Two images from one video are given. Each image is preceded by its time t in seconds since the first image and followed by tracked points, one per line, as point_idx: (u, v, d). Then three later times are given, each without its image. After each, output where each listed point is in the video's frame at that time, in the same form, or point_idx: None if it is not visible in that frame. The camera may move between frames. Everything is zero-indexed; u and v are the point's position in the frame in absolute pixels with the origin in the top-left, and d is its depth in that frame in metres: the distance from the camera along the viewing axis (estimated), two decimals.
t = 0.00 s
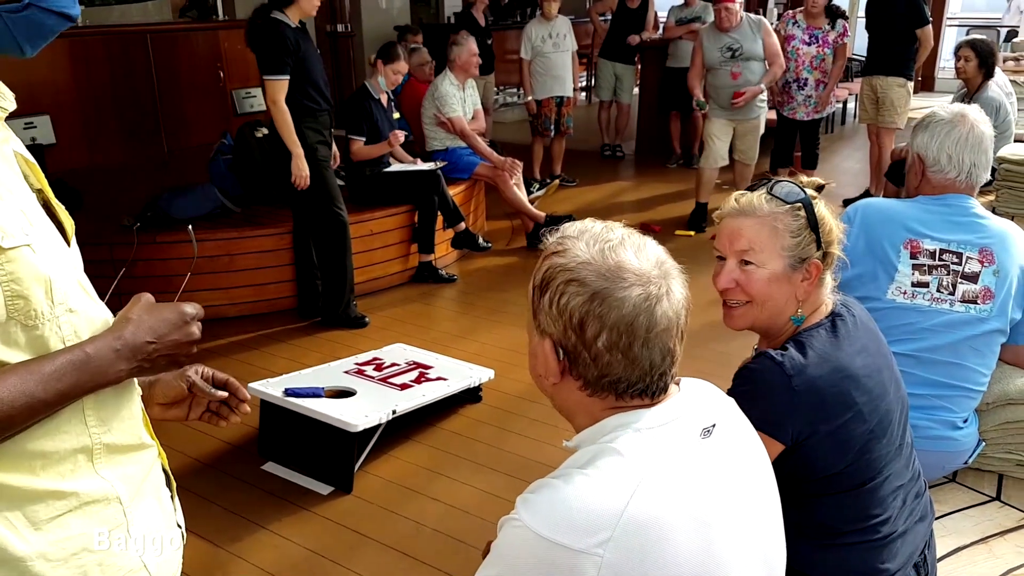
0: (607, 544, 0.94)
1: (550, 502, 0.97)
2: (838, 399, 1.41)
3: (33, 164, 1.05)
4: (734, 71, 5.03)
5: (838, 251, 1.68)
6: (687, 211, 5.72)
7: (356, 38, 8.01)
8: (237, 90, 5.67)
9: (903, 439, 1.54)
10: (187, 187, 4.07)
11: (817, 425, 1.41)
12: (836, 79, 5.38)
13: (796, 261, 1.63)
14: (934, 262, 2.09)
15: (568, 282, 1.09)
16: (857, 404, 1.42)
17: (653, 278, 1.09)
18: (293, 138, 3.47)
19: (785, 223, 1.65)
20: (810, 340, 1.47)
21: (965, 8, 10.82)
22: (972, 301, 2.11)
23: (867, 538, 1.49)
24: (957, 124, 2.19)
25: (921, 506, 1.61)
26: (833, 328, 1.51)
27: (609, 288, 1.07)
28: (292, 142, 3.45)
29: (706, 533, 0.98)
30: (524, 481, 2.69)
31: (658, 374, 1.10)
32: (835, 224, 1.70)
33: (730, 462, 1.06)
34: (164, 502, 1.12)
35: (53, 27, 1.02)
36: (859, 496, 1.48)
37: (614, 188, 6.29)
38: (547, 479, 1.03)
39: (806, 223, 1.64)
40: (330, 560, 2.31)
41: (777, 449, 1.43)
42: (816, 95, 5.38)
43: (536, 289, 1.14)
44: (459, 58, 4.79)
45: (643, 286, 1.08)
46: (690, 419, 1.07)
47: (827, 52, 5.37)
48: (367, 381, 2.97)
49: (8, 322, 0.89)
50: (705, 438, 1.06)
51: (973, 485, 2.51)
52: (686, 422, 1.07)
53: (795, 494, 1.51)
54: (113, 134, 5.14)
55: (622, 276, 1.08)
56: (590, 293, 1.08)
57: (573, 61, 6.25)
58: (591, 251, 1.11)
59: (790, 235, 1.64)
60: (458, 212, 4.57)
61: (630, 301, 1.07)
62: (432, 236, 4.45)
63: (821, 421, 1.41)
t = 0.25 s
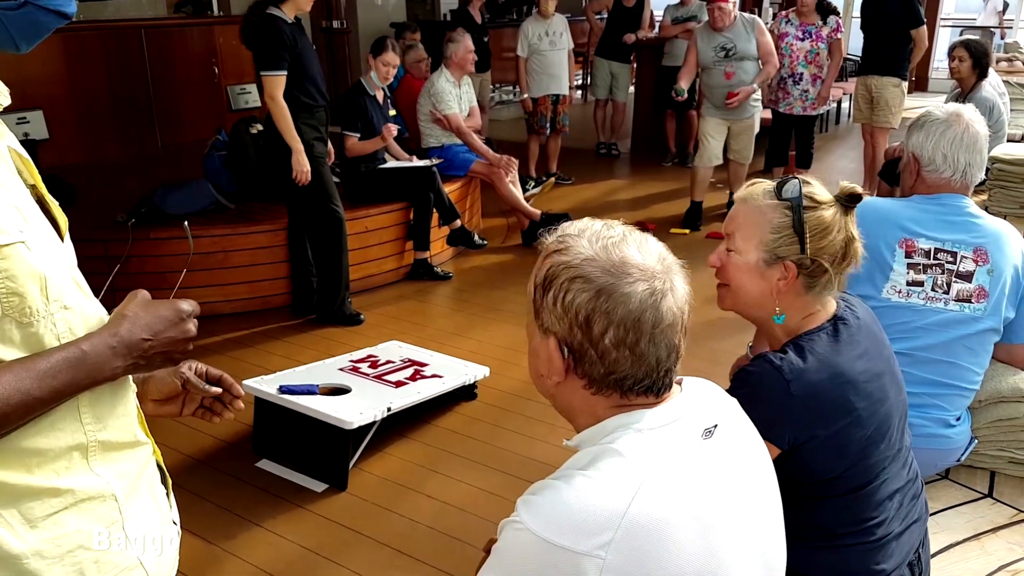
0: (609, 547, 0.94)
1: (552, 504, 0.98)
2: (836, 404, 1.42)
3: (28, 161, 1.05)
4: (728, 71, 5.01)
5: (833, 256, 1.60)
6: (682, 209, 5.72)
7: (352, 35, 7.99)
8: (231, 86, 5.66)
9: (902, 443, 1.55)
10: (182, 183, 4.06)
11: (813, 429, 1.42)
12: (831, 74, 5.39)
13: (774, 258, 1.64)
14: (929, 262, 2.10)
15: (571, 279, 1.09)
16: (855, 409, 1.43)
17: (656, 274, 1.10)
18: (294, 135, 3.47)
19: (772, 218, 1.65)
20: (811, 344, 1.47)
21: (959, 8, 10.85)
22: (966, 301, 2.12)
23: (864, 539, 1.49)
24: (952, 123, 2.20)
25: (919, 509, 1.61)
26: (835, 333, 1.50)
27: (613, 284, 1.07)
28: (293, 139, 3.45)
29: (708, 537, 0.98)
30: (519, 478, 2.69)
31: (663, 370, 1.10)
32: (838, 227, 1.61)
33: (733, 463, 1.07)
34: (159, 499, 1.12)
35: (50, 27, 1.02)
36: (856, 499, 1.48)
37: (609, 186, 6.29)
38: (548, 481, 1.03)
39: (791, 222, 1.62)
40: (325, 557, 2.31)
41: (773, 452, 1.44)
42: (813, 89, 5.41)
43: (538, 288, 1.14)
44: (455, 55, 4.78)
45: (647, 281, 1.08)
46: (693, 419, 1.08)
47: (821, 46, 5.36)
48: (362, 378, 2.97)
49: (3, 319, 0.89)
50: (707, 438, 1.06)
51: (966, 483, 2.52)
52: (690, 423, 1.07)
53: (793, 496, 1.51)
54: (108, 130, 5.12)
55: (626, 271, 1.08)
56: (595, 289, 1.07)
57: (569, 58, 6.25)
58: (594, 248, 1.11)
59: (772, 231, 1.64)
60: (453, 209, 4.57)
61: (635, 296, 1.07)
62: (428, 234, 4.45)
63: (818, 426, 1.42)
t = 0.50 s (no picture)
0: (615, 546, 0.94)
1: (558, 505, 0.98)
2: (825, 402, 1.43)
3: (23, 164, 1.05)
4: (718, 71, 4.99)
5: (792, 251, 1.59)
6: (677, 207, 5.73)
7: (345, 35, 7.98)
8: (225, 87, 5.64)
9: (900, 442, 1.55)
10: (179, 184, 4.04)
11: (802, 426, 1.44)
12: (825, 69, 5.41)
13: (743, 250, 1.70)
14: (925, 260, 2.10)
15: (642, 292, 1.08)
16: (846, 408, 1.44)
17: (710, 291, 1.13)
18: (289, 135, 3.46)
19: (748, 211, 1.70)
20: (806, 343, 1.48)
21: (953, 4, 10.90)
22: (963, 298, 2.13)
23: (862, 538, 1.49)
24: (948, 121, 2.21)
25: (919, 507, 1.61)
26: (830, 332, 1.51)
27: (681, 300, 1.09)
28: (288, 139, 3.44)
29: (710, 538, 0.98)
30: (517, 478, 2.69)
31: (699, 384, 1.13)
32: (802, 224, 1.59)
33: (738, 462, 1.08)
34: (160, 500, 1.12)
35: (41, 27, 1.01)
36: (852, 497, 1.48)
37: (604, 185, 6.29)
38: (551, 480, 1.03)
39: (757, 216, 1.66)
40: (323, 558, 2.30)
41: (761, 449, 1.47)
42: (807, 82, 5.40)
43: (593, 290, 1.11)
44: (450, 55, 4.77)
45: (706, 299, 1.12)
46: (697, 419, 1.09)
47: (813, 40, 5.38)
48: (358, 379, 2.97)
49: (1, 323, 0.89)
50: (710, 439, 1.07)
51: (962, 480, 2.53)
52: (695, 422, 1.08)
53: (788, 493, 1.53)
54: (101, 132, 5.10)
55: (691, 287, 1.10)
56: (667, 305, 1.08)
57: (563, 58, 6.25)
58: (659, 259, 1.11)
59: (743, 224, 1.70)
60: (448, 209, 4.54)
61: (699, 314, 1.10)
62: (423, 234, 4.44)
63: (806, 423, 1.44)
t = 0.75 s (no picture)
0: (614, 539, 0.94)
1: (558, 499, 0.97)
2: (814, 393, 1.42)
3: (18, 159, 1.04)
4: (715, 73, 4.99)
5: (778, 243, 1.59)
6: (676, 206, 5.72)
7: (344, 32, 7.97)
8: (224, 84, 5.64)
9: (893, 435, 1.53)
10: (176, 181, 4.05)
11: (792, 417, 1.43)
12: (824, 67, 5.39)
13: (734, 244, 1.70)
14: (924, 259, 2.10)
15: (653, 292, 1.08)
16: (835, 398, 1.43)
17: (717, 291, 1.13)
18: (286, 131, 3.46)
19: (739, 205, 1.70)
20: (795, 335, 1.47)
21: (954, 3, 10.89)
22: (961, 297, 2.13)
23: (855, 532, 1.48)
24: (951, 119, 2.21)
25: (912, 500, 1.60)
26: (820, 325, 1.50)
27: (690, 301, 1.09)
28: (286, 136, 3.45)
29: (700, 531, 0.97)
30: (515, 476, 2.69)
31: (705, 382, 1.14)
32: (786, 218, 1.59)
33: (738, 458, 1.07)
34: (154, 498, 1.11)
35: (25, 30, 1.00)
36: (843, 489, 1.47)
37: (603, 183, 6.29)
38: (551, 473, 1.03)
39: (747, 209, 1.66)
40: (320, 555, 2.30)
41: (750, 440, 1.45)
42: (806, 81, 5.40)
43: (604, 288, 1.10)
44: (449, 53, 4.76)
45: (716, 302, 1.12)
46: (698, 416, 1.08)
47: (813, 38, 5.36)
48: (356, 377, 2.96)
49: None
50: (711, 436, 1.06)
51: (960, 479, 2.53)
52: (695, 419, 1.08)
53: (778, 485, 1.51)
54: (99, 128, 5.09)
55: (699, 289, 1.10)
56: (675, 306, 1.08)
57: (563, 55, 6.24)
58: (669, 259, 1.11)
59: (734, 219, 1.70)
60: (447, 206, 4.55)
61: (707, 317, 1.10)
62: (421, 231, 4.43)
63: (795, 413, 1.42)
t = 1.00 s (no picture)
0: (610, 532, 0.94)
1: (555, 493, 0.97)
2: (807, 385, 1.42)
3: (19, 154, 1.04)
4: (710, 71, 4.99)
5: (769, 233, 1.59)
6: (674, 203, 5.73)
7: (341, 28, 7.96)
8: (222, 80, 5.63)
9: (887, 429, 1.53)
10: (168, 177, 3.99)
11: (785, 409, 1.42)
12: (822, 64, 5.39)
13: (723, 239, 1.70)
14: (922, 257, 2.10)
15: (623, 282, 1.08)
16: (828, 391, 1.43)
17: (699, 282, 1.12)
18: (282, 128, 3.44)
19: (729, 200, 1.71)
20: (789, 328, 1.47)
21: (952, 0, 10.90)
22: (960, 296, 2.13)
23: (849, 527, 1.48)
24: (953, 115, 2.20)
25: (907, 496, 1.59)
26: (814, 318, 1.50)
27: (664, 292, 1.08)
28: (281, 133, 3.42)
29: (689, 524, 0.97)
30: (512, 473, 2.68)
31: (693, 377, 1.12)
32: (775, 208, 1.60)
33: (736, 455, 1.07)
34: (148, 495, 1.11)
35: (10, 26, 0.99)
36: (836, 483, 1.47)
37: (600, 180, 6.29)
38: (550, 466, 1.03)
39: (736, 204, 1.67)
40: (316, 552, 2.30)
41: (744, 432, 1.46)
42: (804, 78, 5.39)
43: (578, 279, 1.11)
44: (447, 49, 4.75)
45: (695, 292, 1.10)
46: (696, 412, 1.08)
47: (812, 35, 5.37)
48: (353, 373, 2.96)
49: None
50: (709, 432, 1.06)
51: (956, 477, 2.53)
52: (693, 415, 1.07)
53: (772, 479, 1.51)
54: (96, 124, 5.08)
55: (676, 280, 1.09)
56: (648, 296, 1.08)
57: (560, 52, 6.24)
58: (644, 250, 1.11)
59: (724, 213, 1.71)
60: (444, 203, 4.53)
61: (684, 307, 1.09)
62: (418, 227, 4.43)
63: (788, 406, 1.42)
